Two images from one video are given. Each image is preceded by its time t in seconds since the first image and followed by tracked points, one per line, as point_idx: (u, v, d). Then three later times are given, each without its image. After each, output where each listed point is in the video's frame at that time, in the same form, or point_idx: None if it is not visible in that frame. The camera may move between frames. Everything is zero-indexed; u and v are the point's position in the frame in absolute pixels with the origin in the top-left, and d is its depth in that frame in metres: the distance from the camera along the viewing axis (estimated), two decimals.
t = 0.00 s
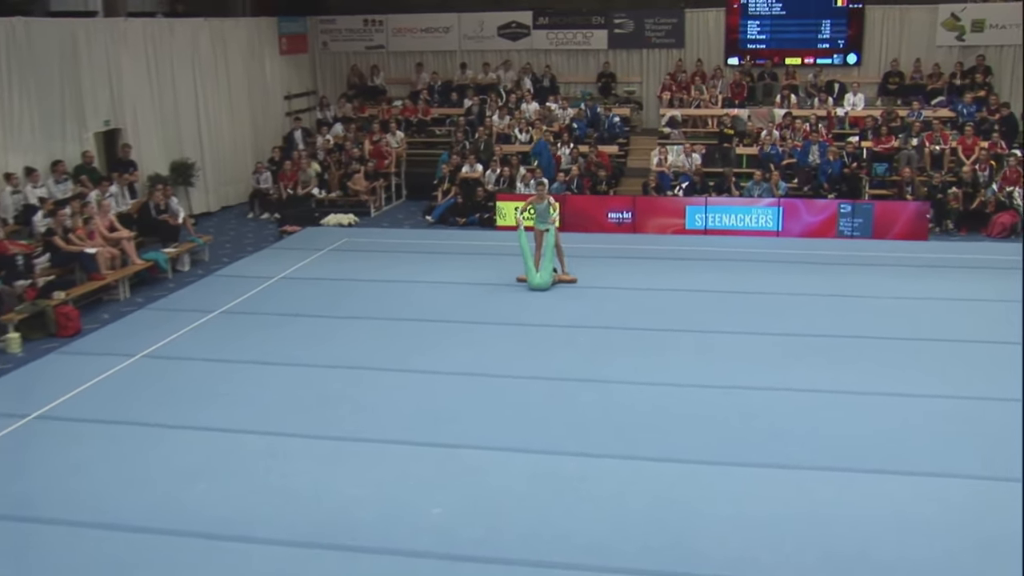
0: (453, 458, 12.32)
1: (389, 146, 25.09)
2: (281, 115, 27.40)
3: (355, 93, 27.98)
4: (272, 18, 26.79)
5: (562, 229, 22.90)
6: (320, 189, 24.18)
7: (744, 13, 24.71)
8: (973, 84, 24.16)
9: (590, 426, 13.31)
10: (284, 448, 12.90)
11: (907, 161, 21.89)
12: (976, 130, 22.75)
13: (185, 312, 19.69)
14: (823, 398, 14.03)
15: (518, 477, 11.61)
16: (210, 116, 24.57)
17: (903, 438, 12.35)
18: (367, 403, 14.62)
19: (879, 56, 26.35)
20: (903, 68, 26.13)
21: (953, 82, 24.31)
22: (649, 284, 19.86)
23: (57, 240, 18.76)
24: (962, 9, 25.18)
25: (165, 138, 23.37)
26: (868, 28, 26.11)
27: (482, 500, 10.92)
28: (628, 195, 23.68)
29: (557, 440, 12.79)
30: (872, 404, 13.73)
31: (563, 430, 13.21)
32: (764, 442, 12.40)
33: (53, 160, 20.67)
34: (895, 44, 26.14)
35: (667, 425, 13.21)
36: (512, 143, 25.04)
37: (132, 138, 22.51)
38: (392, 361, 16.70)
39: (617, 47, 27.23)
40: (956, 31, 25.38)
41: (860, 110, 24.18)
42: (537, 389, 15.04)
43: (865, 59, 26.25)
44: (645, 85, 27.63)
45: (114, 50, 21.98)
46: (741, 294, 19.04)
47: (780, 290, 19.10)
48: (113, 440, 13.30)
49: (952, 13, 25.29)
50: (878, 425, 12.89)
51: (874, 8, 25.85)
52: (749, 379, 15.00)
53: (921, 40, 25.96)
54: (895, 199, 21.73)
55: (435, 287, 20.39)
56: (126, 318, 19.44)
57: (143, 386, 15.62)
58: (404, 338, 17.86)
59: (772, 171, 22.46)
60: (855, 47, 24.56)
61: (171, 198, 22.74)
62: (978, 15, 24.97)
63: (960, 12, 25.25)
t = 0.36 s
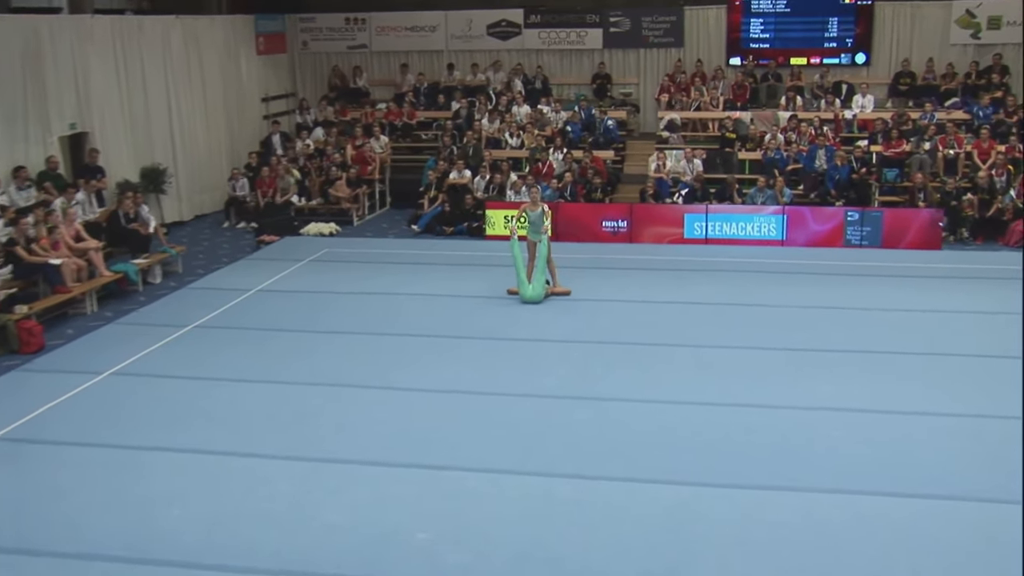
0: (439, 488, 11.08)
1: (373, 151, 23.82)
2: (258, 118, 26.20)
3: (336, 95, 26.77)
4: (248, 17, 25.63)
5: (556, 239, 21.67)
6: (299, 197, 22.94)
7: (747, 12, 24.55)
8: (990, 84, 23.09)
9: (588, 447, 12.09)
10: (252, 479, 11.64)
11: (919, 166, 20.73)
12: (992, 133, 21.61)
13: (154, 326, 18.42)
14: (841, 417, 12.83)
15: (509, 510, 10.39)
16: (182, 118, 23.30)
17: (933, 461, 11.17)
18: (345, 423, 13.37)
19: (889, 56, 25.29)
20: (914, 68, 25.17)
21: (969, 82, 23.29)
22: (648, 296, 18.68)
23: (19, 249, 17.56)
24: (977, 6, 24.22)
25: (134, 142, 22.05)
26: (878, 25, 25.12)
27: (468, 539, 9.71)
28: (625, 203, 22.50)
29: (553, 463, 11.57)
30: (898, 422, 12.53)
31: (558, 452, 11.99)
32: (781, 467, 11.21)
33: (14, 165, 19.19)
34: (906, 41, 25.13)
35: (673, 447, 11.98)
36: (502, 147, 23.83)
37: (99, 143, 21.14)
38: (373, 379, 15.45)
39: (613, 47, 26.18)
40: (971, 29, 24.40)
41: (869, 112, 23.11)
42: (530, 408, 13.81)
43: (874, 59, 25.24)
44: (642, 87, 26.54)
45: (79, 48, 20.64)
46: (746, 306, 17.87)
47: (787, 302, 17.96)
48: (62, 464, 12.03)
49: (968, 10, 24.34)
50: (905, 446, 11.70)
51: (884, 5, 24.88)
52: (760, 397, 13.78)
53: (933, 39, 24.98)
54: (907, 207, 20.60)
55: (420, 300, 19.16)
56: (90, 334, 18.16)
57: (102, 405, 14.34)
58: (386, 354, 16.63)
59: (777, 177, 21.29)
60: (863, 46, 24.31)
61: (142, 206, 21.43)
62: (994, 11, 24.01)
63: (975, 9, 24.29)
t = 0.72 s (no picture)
0: (425, 520, 9.90)
1: (358, 156, 22.60)
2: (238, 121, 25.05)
3: (320, 97, 25.60)
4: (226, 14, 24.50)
5: (552, 248, 20.48)
6: (281, 205, 21.77)
7: (753, 9, 23.64)
8: (1011, 84, 22.03)
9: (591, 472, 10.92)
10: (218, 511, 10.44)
11: (936, 172, 19.67)
12: (1014, 135, 20.33)
13: (125, 341, 17.23)
14: (870, 436, 11.66)
15: (505, 546, 9.23)
16: (157, 121, 22.11)
17: (978, 488, 10.00)
18: (324, 447, 12.18)
19: (906, 57, 24.24)
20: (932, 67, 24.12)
21: (989, 83, 22.21)
22: (650, 309, 17.54)
23: None
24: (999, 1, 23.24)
25: (106, 146, 20.84)
26: (892, 24, 24.10)
27: None
28: (625, 211, 21.34)
29: (552, 491, 10.43)
30: (932, 443, 11.37)
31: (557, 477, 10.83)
32: (808, 497, 10.06)
33: None
34: (923, 40, 24.10)
35: (686, 472, 10.81)
36: (496, 152, 22.72)
37: (68, 148, 19.89)
38: (355, 398, 14.25)
39: (613, 45, 25.13)
40: (992, 26, 23.42)
41: (883, 115, 21.99)
42: (527, 427, 12.63)
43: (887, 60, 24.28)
44: (643, 89, 25.43)
45: (48, 46, 19.39)
46: (755, 318, 16.73)
47: (800, 313, 16.82)
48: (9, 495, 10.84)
49: (989, 6, 23.32)
50: (945, 471, 10.52)
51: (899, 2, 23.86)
52: (777, 414, 12.60)
53: (952, 37, 23.95)
54: (924, 214, 19.49)
55: (409, 313, 18.00)
56: (57, 350, 16.95)
57: (60, 428, 13.15)
58: (371, 371, 15.44)
59: (786, 183, 20.16)
60: (876, 44, 23.42)
61: (114, 214, 20.21)
62: (1014, 8, 23.02)
63: (996, 5, 23.31)
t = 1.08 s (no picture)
0: (420, 565, 9.20)
1: (347, 159, 21.44)
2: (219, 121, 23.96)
3: (307, 96, 24.53)
4: (207, 8, 23.37)
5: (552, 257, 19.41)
6: (265, 211, 20.64)
7: (766, 4, 23.14)
8: None
9: (604, 522, 9.89)
10: (190, 565, 9.32)
11: (960, 176, 18.63)
12: None
13: (97, 356, 16.04)
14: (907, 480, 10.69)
15: None
16: (134, 123, 20.95)
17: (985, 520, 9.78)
18: (313, 486, 11.07)
19: (926, 56, 23.20)
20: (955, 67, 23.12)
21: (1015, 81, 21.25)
22: (658, 324, 16.47)
23: None
24: None
25: (79, 149, 19.66)
26: (915, 21, 23.07)
27: None
28: (628, 217, 20.26)
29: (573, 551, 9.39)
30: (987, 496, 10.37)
31: (568, 528, 9.76)
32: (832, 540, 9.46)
33: None
34: (946, 37, 23.09)
35: (716, 528, 9.80)
36: (492, 155, 21.60)
37: (39, 151, 18.68)
38: (345, 421, 13.13)
39: (615, 43, 24.18)
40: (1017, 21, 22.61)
41: (903, 115, 20.97)
42: (532, 463, 11.58)
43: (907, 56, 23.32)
44: (648, 88, 24.46)
45: (17, 43, 18.19)
46: (771, 339, 15.72)
47: (817, 336, 15.82)
48: None
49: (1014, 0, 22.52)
50: (1005, 532, 9.56)
51: None
52: (801, 456, 11.67)
53: (975, 34, 22.99)
54: (945, 220, 18.41)
55: (400, 326, 16.88)
56: (23, 366, 15.74)
57: (20, 457, 11.95)
58: (361, 389, 14.31)
59: (800, 187, 19.07)
60: (896, 41, 22.85)
61: (87, 220, 19.02)
62: None
63: None
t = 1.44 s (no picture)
0: None
1: (333, 157, 20.24)
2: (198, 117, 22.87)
3: (291, 90, 23.42)
4: None
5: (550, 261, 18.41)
6: (247, 212, 19.54)
7: None
8: None
9: (619, 557, 8.90)
10: None
11: (984, 172, 17.61)
12: None
13: (64, 367, 14.88)
14: (951, 507, 9.76)
15: None
16: (107, 118, 19.83)
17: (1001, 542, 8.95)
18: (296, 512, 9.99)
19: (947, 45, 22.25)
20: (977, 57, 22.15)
21: None
22: (664, 336, 15.46)
23: None
24: None
25: (48, 147, 18.52)
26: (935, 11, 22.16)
27: None
28: (631, 218, 19.20)
29: None
30: None
31: (574, 565, 8.80)
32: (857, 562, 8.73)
33: None
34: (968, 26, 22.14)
35: (749, 561, 8.77)
36: (487, 153, 20.55)
37: (5, 148, 17.53)
38: (331, 440, 12.04)
39: (616, 34, 23.21)
40: None
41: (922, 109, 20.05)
42: (535, 485, 10.59)
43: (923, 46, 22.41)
44: (652, 83, 23.50)
45: None
46: (787, 352, 14.73)
47: (834, 345, 14.89)
48: None
49: None
50: None
51: None
52: (828, 476, 10.69)
53: (998, 25, 22.05)
54: (969, 221, 17.42)
55: (390, 334, 15.80)
56: None
57: None
58: (347, 405, 13.20)
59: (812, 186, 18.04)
60: (914, 32, 21.91)
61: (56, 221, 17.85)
62: None
63: None
